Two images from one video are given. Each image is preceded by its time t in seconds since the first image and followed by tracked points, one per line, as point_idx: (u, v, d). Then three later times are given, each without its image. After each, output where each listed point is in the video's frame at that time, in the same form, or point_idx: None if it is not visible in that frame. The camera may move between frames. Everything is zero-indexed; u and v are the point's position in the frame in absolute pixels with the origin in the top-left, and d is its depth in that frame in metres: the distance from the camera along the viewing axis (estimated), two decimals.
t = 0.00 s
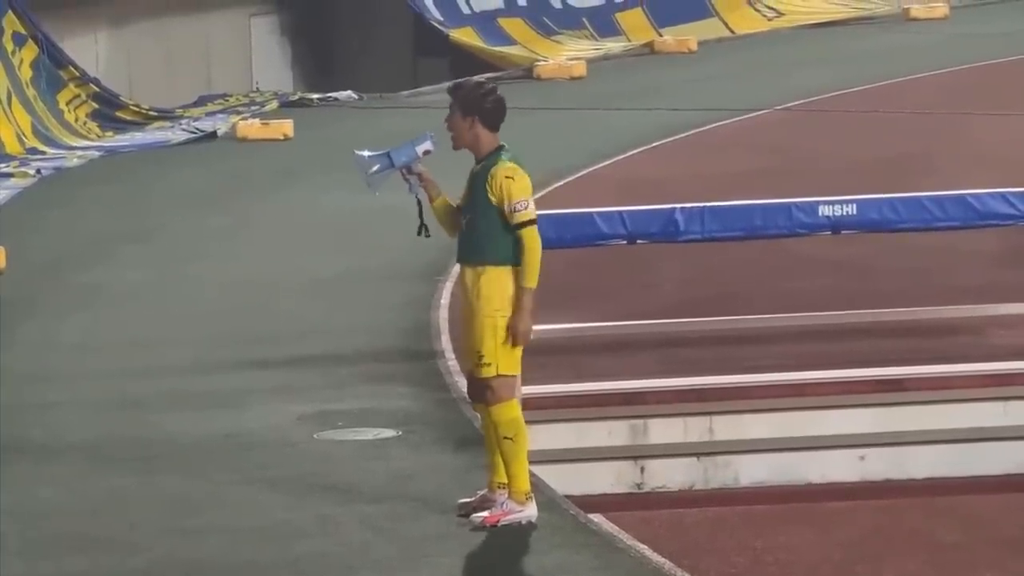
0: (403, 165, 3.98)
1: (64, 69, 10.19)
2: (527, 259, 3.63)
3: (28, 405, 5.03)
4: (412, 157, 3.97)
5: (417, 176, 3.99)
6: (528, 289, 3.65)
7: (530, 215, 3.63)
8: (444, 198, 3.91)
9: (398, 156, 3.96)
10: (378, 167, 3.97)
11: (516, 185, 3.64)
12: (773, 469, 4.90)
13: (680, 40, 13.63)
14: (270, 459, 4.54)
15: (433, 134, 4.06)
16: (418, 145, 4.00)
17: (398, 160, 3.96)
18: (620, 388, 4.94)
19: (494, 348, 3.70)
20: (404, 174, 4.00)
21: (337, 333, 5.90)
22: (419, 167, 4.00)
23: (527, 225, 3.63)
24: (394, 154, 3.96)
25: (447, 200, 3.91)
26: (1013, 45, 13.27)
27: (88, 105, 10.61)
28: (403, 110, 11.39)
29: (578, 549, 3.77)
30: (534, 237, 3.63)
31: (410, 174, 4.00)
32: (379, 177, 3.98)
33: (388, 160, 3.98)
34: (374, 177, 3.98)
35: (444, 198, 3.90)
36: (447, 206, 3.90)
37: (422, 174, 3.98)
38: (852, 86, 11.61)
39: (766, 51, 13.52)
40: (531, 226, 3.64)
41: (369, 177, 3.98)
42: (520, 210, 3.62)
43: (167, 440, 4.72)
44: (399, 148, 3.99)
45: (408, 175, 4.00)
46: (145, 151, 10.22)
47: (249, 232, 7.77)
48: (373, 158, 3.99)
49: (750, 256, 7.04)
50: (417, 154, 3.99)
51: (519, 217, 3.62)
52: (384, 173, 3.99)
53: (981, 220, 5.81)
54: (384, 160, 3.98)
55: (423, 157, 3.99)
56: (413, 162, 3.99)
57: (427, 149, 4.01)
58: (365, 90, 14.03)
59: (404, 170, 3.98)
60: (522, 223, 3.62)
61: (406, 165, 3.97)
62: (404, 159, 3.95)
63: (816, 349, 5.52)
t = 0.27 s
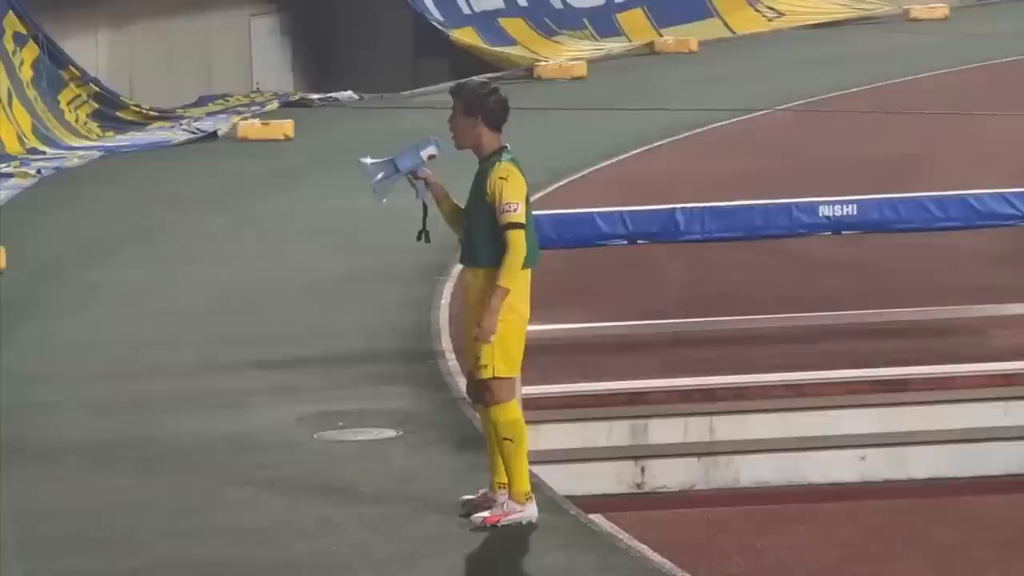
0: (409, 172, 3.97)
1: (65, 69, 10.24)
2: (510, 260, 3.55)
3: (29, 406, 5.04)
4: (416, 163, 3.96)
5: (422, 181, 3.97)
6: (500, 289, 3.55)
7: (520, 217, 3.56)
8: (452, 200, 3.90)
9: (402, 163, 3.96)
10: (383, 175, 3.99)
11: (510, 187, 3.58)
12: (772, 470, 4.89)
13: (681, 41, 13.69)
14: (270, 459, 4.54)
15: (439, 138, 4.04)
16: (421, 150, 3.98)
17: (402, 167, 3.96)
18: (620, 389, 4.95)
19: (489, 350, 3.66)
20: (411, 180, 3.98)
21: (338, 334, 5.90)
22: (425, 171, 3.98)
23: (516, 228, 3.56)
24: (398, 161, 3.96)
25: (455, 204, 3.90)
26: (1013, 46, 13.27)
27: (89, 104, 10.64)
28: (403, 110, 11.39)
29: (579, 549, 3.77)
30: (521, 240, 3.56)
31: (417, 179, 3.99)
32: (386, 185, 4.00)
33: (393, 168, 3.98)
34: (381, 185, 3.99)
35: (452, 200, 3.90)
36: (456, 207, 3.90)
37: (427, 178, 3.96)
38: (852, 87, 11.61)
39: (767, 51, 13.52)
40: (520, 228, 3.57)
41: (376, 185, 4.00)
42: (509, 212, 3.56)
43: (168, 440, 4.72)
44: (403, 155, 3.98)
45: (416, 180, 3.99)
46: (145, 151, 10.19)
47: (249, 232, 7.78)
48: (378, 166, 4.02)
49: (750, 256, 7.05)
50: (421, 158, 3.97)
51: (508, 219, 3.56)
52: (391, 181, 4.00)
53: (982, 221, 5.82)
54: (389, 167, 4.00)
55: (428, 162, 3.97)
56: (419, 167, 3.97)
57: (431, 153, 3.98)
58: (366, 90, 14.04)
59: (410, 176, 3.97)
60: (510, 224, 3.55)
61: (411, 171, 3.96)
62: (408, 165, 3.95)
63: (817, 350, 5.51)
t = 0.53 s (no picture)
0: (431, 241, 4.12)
1: (66, 69, 10.24)
2: (507, 260, 3.55)
3: (30, 405, 5.04)
4: (425, 229, 4.12)
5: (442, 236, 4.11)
6: (494, 291, 3.57)
7: (520, 219, 3.56)
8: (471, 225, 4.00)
9: (417, 241, 4.12)
10: (413, 264, 4.14)
11: (510, 187, 3.58)
12: (773, 469, 4.89)
13: (682, 41, 13.70)
14: (270, 459, 4.54)
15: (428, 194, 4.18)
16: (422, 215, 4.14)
17: (420, 243, 4.12)
18: (620, 389, 4.96)
19: (489, 350, 3.65)
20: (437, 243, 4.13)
21: (338, 333, 5.90)
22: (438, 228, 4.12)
23: (515, 229, 3.56)
24: (410, 244, 4.13)
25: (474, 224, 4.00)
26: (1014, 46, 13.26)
27: (89, 104, 10.63)
28: (404, 110, 11.39)
29: (579, 549, 3.77)
30: (520, 241, 3.56)
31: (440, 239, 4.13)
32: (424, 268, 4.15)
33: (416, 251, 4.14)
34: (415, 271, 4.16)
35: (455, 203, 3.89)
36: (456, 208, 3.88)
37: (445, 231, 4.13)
38: (852, 87, 11.61)
39: (768, 51, 13.53)
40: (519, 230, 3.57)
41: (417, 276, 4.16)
42: (509, 213, 3.55)
43: (169, 440, 4.72)
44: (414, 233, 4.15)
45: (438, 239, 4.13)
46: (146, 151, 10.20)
47: (250, 232, 7.78)
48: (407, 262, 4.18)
49: (750, 256, 7.04)
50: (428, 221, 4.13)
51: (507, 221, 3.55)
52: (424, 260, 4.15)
53: (982, 220, 5.82)
54: (414, 254, 4.15)
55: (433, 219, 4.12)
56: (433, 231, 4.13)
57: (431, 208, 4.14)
58: (367, 89, 14.04)
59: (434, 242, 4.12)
60: (510, 226, 3.55)
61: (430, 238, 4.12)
62: (421, 238, 4.11)
63: (816, 349, 5.51)
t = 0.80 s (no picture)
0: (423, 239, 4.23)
1: (68, 68, 10.25)
2: (508, 259, 3.57)
3: (31, 405, 5.04)
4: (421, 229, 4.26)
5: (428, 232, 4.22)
6: (506, 293, 3.59)
7: (515, 216, 3.58)
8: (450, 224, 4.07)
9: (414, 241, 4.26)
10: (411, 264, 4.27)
11: (504, 185, 3.59)
12: (772, 469, 4.88)
13: (683, 41, 13.70)
14: (270, 459, 4.54)
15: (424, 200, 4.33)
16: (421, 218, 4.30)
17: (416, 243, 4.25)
18: (621, 388, 4.96)
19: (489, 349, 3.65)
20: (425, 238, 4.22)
21: (339, 333, 5.90)
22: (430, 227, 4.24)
23: (512, 226, 3.58)
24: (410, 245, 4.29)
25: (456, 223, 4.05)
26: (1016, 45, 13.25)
27: (91, 103, 10.63)
28: (405, 110, 11.39)
29: (580, 548, 3.77)
30: (518, 238, 3.58)
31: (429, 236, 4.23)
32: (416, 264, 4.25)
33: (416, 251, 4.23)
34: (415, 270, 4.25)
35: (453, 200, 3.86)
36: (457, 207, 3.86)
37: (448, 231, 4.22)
38: (853, 86, 11.60)
39: (768, 50, 13.52)
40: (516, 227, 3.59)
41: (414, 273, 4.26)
42: (504, 211, 3.57)
43: (169, 440, 4.72)
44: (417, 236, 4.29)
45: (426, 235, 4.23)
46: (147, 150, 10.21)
47: (251, 231, 7.78)
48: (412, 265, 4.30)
49: (751, 256, 7.04)
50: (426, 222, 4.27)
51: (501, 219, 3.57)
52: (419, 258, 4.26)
53: (982, 219, 5.82)
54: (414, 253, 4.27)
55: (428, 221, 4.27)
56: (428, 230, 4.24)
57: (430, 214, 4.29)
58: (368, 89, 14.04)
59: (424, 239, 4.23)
60: (506, 224, 3.57)
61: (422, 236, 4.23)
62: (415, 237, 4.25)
63: (816, 349, 5.51)
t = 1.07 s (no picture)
0: (417, 175, 3.97)
1: (67, 69, 10.23)
2: (504, 259, 3.56)
3: (30, 406, 5.03)
4: (426, 167, 3.97)
5: (433, 185, 3.98)
6: (494, 292, 3.58)
7: (514, 216, 3.57)
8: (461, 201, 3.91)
9: (411, 167, 3.96)
10: (393, 180, 3.97)
11: (504, 184, 3.58)
12: (772, 469, 4.89)
13: (682, 41, 13.72)
14: (270, 459, 4.54)
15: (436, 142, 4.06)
16: (431, 154, 3.99)
17: (411, 171, 3.96)
18: (621, 388, 4.95)
19: (490, 348, 3.65)
20: (420, 184, 4.00)
21: (339, 333, 5.90)
22: (434, 176, 3.99)
23: (511, 227, 3.57)
24: (407, 165, 3.96)
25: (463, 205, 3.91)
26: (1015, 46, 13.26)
27: (90, 104, 10.62)
28: (404, 110, 11.38)
29: (580, 549, 3.77)
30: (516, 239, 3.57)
31: (425, 184, 4.00)
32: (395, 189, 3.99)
33: (402, 173, 3.97)
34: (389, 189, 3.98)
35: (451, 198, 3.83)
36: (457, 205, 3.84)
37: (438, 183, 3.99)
38: (853, 87, 11.60)
39: (768, 51, 13.52)
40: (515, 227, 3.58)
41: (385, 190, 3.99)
42: (504, 211, 3.56)
43: (169, 440, 4.71)
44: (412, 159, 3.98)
45: (423, 184, 4.00)
46: (147, 151, 10.20)
47: (250, 232, 7.77)
48: (387, 172, 4.00)
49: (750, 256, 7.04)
50: (430, 162, 3.98)
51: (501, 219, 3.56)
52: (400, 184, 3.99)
53: (982, 220, 5.82)
54: (398, 172, 3.98)
55: (436, 164, 3.98)
56: (427, 171, 3.99)
57: (439, 156, 4.00)
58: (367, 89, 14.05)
59: (419, 179, 3.97)
60: (505, 224, 3.56)
61: (420, 175, 3.97)
62: (418, 168, 3.95)
63: (814, 350, 5.51)
